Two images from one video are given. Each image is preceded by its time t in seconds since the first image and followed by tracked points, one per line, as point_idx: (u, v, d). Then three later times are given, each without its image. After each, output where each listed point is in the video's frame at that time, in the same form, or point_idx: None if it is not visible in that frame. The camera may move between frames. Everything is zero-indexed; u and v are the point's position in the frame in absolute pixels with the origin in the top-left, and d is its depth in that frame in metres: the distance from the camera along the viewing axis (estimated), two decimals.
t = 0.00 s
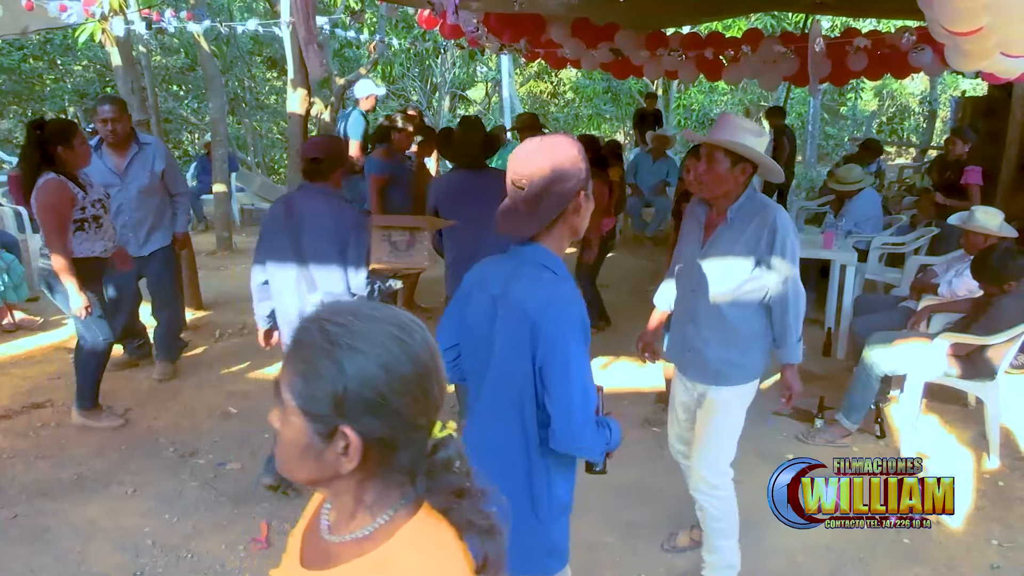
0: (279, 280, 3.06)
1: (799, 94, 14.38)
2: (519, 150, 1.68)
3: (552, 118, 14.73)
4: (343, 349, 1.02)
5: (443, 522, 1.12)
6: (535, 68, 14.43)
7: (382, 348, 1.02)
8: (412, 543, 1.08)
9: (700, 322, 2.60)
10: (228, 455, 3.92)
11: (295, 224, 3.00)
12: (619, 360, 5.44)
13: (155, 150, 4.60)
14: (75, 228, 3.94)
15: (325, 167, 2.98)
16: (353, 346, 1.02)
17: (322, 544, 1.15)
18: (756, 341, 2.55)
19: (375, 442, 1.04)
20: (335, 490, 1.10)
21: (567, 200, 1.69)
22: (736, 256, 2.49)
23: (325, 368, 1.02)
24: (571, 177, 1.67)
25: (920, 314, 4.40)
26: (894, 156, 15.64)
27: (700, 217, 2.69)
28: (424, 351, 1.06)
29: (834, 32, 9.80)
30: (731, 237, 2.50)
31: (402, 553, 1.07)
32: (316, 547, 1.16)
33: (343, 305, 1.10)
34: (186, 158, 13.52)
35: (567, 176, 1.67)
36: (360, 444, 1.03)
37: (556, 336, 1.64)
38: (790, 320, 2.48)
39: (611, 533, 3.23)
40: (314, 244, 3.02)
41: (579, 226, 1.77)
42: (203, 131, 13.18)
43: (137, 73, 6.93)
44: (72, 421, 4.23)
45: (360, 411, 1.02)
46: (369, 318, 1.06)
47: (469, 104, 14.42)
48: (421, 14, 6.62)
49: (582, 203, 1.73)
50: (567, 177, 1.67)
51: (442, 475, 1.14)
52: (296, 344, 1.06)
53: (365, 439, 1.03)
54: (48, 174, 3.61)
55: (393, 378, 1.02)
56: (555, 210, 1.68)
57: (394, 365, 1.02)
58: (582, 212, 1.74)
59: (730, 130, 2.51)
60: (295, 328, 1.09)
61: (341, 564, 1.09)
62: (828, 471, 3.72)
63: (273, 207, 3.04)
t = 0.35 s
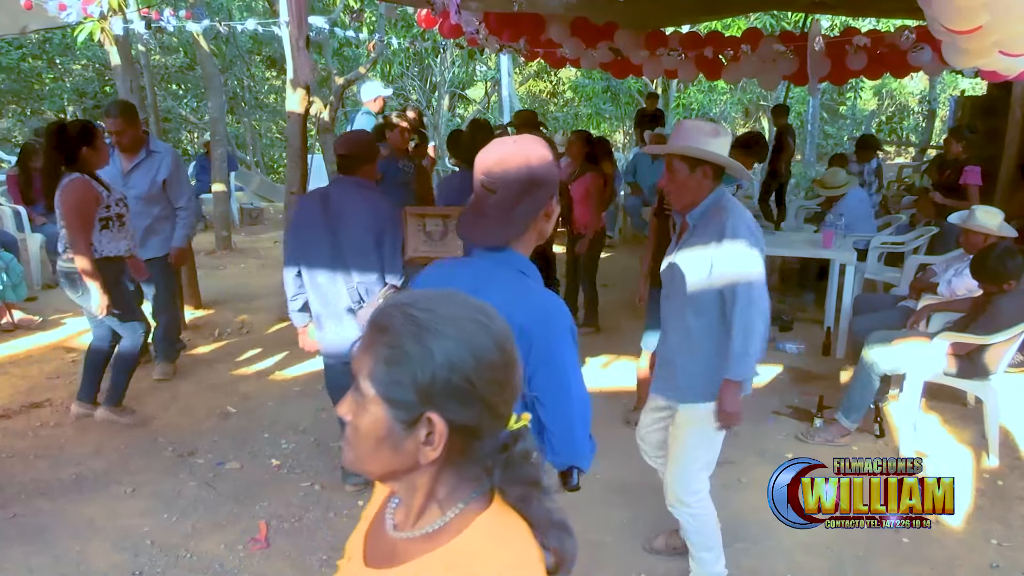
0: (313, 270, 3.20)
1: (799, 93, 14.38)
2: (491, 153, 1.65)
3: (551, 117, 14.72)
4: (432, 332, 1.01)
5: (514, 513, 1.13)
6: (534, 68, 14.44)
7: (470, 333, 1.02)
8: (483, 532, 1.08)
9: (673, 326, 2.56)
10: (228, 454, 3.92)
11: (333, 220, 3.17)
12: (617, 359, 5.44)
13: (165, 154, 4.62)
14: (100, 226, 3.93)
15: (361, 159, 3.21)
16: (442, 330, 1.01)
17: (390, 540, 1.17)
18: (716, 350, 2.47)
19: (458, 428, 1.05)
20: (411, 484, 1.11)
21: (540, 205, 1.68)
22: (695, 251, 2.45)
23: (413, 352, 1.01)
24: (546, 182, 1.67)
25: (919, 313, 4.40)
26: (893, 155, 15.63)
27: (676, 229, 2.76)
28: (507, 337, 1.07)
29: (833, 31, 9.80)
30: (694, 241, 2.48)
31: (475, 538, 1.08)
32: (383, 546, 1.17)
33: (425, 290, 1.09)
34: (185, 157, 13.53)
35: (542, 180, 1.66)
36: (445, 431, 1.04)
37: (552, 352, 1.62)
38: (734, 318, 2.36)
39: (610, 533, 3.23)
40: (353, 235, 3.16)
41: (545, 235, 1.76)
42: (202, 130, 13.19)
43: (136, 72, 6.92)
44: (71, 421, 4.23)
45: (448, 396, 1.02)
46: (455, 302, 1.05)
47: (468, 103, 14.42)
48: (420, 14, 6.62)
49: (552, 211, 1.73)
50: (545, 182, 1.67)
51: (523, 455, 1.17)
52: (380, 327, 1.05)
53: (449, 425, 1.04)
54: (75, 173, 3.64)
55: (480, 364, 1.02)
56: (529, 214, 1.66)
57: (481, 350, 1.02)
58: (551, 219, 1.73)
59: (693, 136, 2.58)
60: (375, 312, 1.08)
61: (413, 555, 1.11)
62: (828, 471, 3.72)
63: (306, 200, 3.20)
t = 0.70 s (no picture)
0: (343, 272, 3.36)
1: (798, 93, 14.48)
2: (454, 146, 1.61)
3: (551, 115, 14.73)
4: (466, 349, 1.02)
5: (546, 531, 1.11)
6: (533, 66, 14.45)
7: (504, 349, 1.02)
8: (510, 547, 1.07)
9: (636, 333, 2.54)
10: (227, 453, 3.91)
11: (351, 218, 3.25)
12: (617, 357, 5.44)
13: (161, 151, 4.63)
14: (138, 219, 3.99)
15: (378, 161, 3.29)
16: (477, 346, 1.01)
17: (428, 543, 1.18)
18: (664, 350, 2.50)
19: (496, 444, 1.04)
20: (447, 495, 1.11)
21: (489, 200, 1.54)
22: (644, 247, 2.47)
23: (447, 369, 1.02)
24: (498, 179, 1.56)
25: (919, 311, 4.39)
26: (892, 153, 15.62)
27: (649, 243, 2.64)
28: (544, 351, 1.06)
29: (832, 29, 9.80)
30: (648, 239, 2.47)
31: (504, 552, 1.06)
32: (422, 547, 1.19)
33: (462, 305, 1.09)
34: (184, 154, 13.54)
35: (496, 180, 1.56)
36: (482, 447, 1.04)
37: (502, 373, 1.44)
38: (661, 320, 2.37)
39: (611, 532, 3.22)
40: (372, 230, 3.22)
41: (485, 249, 1.59)
42: (201, 128, 13.19)
43: (136, 70, 6.93)
44: (70, 419, 4.22)
45: (484, 413, 1.02)
46: (488, 317, 1.05)
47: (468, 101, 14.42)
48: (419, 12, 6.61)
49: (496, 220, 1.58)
50: (497, 181, 1.56)
51: (559, 468, 1.13)
52: (416, 343, 1.07)
53: (486, 441, 1.04)
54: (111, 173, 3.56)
55: (516, 379, 1.01)
56: (474, 206, 1.53)
57: (516, 366, 1.02)
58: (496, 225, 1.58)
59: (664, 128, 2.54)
60: (413, 326, 1.10)
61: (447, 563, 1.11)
62: (828, 471, 3.72)
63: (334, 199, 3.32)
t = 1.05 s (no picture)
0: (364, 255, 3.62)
1: (801, 91, 14.53)
2: (414, 143, 1.55)
3: (553, 113, 14.72)
4: (447, 329, 1.04)
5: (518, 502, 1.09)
6: (536, 63, 14.44)
7: (484, 331, 1.03)
8: (472, 513, 1.06)
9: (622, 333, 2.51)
10: (229, 448, 3.92)
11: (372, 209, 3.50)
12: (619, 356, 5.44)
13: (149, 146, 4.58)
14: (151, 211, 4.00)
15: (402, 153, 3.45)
16: (459, 328, 1.03)
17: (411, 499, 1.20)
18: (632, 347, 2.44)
19: (476, 419, 1.05)
20: (433, 461, 1.12)
21: (446, 196, 1.49)
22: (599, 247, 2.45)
23: (429, 348, 1.04)
24: (452, 171, 1.50)
25: (922, 312, 4.38)
26: (895, 152, 15.59)
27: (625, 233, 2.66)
28: (526, 334, 1.07)
29: (836, 29, 9.79)
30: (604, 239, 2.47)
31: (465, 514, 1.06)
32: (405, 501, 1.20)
33: (452, 287, 1.11)
34: (186, 150, 13.55)
35: (452, 174, 1.49)
36: (460, 419, 1.05)
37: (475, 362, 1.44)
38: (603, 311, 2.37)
39: (612, 529, 3.21)
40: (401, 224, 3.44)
41: (444, 243, 1.55)
42: (204, 124, 13.19)
43: (139, 65, 6.92)
44: (71, 414, 4.22)
45: (463, 390, 1.03)
46: (473, 299, 1.07)
47: (470, 98, 14.42)
48: (422, 8, 6.59)
49: (452, 213, 1.53)
50: (452, 172, 1.49)
51: (537, 440, 1.12)
52: (404, 321, 1.08)
53: (465, 416, 1.05)
54: (135, 169, 3.58)
55: (495, 359, 1.03)
56: (429, 199, 1.47)
57: (496, 346, 1.03)
58: (452, 220, 1.53)
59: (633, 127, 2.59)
60: (403, 306, 1.12)
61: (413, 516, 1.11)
62: (828, 471, 3.71)
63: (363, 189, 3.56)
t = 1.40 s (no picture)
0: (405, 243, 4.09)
1: (805, 91, 14.53)
2: (404, 139, 1.61)
3: (557, 112, 14.71)
4: (399, 340, 1.05)
5: (468, 499, 1.08)
6: (540, 63, 14.44)
7: (433, 343, 1.04)
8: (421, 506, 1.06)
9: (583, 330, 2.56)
10: (232, 446, 3.93)
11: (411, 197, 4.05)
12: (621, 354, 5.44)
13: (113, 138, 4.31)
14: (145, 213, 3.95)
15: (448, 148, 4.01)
16: (409, 339, 1.04)
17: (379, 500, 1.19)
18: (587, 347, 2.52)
19: (425, 426, 1.06)
20: (392, 462, 1.14)
21: (435, 187, 1.53)
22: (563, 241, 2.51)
23: (383, 358, 1.06)
24: (443, 165, 1.54)
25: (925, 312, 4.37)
26: (899, 153, 15.56)
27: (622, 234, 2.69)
28: (474, 345, 1.07)
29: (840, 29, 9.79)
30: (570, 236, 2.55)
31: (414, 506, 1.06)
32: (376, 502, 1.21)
33: (411, 298, 1.12)
34: (190, 148, 13.59)
35: (442, 166, 1.53)
36: (411, 424, 1.06)
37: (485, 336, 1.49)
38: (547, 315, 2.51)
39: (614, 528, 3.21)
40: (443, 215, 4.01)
41: (437, 235, 1.59)
42: (208, 122, 13.21)
43: (144, 63, 6.93)
44: (74, 412, 4.24)
45: (412, 397, 1.05)
46: (425, 311, 1.07)
47: (474, 97, 14.43)
48: (426, 8, 6.60)
49: (441, 207, 1.57)
50: (441, 167, 1.53)
51: (487, 444, 1.11)
52: (362, 330, 1.11)
53: (415, 421, 1.06)
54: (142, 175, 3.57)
55: (443, 370, 1.04)
56: (418, 190, 1.52)
57: (443, 358, 1.04)
58: (442, 212, 1.57)
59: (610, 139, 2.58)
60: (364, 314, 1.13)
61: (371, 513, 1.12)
62: (828, 471, 3.70)
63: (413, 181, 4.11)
